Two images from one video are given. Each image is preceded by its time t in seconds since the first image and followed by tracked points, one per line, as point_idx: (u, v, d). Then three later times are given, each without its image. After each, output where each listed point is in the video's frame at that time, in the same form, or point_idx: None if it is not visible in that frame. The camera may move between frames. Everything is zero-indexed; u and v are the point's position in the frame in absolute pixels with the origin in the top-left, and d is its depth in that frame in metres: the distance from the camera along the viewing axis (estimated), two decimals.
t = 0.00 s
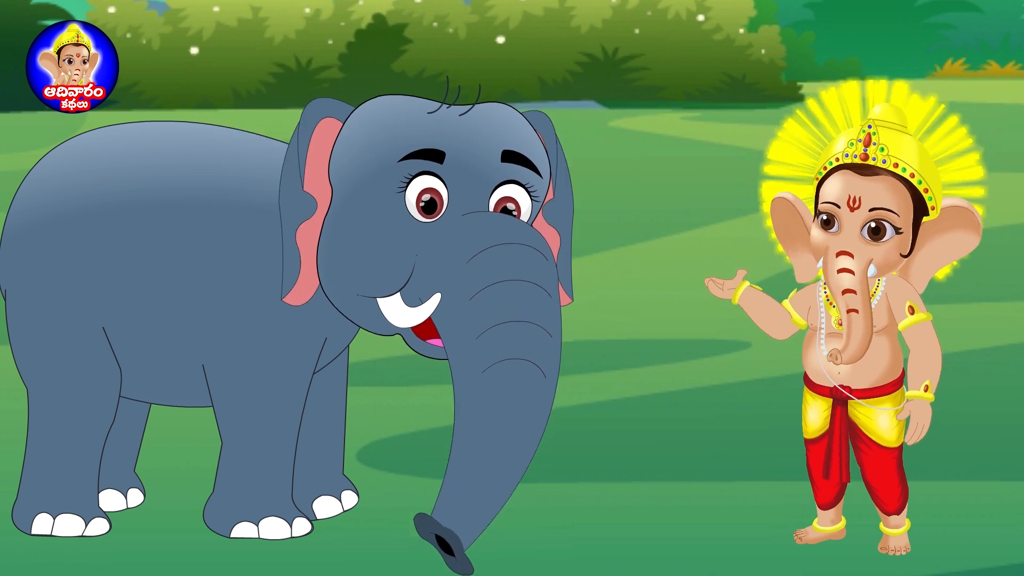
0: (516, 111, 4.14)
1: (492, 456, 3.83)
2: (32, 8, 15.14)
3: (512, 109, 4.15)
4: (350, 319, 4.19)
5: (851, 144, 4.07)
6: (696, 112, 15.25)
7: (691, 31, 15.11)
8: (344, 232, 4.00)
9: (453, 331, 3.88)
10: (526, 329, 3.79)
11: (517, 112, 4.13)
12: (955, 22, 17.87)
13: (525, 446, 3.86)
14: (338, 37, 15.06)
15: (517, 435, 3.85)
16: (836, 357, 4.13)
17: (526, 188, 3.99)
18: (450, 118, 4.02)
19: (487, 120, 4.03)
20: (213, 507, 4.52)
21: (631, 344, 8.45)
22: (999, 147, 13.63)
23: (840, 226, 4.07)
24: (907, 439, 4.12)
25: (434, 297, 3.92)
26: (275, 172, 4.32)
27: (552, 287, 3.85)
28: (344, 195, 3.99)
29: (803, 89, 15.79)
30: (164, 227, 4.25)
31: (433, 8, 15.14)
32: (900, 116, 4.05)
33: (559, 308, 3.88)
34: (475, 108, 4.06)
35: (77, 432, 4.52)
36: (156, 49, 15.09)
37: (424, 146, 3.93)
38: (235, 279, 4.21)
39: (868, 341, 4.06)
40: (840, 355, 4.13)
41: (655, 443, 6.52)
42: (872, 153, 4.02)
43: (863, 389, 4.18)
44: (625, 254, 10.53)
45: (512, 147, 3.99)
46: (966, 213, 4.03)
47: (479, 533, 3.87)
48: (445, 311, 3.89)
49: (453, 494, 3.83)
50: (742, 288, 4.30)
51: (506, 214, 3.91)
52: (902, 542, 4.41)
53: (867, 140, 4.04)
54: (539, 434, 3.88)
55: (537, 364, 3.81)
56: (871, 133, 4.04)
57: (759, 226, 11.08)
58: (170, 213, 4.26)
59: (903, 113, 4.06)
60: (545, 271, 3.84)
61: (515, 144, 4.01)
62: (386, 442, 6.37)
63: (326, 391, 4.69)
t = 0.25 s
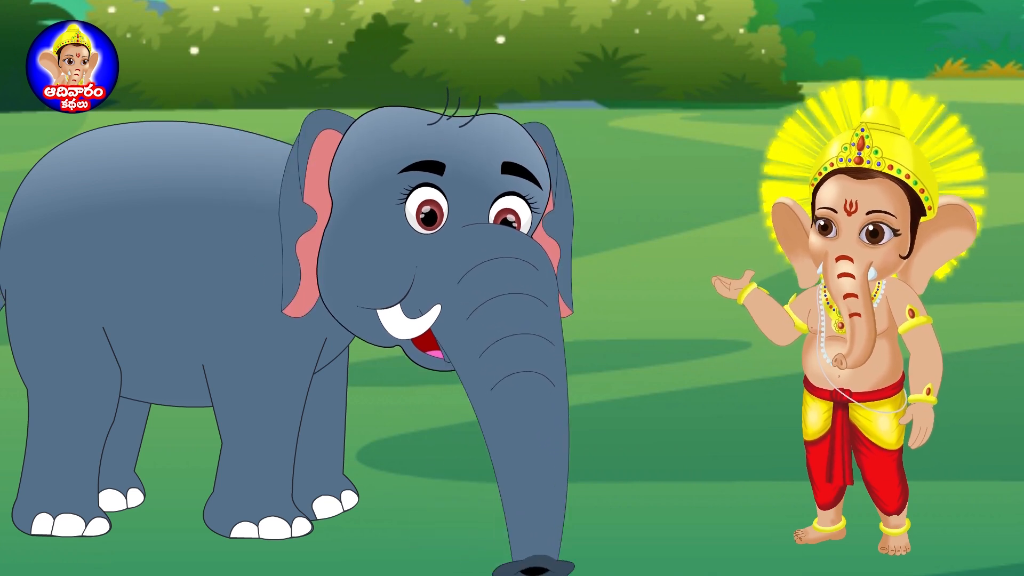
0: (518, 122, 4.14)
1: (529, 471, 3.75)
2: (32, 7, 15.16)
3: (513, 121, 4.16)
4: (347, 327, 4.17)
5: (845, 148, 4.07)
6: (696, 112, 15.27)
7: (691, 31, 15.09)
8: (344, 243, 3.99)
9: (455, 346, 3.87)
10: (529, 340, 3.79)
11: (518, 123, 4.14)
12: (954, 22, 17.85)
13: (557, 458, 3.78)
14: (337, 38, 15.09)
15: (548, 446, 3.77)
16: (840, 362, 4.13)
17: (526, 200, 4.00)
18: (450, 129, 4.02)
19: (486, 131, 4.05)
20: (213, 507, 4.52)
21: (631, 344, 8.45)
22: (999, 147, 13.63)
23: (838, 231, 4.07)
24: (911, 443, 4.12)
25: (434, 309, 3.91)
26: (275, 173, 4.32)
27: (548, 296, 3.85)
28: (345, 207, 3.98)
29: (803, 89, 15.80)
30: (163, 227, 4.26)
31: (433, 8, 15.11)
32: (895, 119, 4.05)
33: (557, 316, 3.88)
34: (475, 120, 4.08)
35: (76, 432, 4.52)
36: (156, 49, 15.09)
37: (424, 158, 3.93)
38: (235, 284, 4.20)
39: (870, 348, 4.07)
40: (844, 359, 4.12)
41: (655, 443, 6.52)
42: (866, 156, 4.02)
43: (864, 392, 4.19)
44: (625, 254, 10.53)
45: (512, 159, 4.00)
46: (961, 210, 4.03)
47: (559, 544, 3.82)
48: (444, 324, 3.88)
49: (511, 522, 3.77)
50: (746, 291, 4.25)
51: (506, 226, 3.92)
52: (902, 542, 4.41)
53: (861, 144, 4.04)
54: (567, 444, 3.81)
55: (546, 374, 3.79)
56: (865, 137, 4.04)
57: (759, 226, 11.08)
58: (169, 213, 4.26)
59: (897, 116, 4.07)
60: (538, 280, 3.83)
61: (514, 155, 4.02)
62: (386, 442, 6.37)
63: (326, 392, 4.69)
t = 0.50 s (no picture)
0: (517, 130, 4.15)
1: (486, 479, 3.82)
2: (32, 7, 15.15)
3: (514, 129, 4.17)
4: (347, 335, 4.17)
5: (843, 150, 4.07)
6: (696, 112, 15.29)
7: (691, 31, 15.08)
8: (344, 250, 3.99)
9: (451, 352, 3.86)
10: (520, 351, 3.78)
11: (518, 132, 4.15)
12: (955, 22, 17.85)
13: (519, 473, 3.83)
14: (337, 38, 15.09)
15: (512, 457, 3.82)
16: (842, 364, 4.13)
17: (526, 209, 4.02)
18: (450, 137, 4.03)
19: (486, 139, 4.05)
20: (213, 507, 4.51)
21: (631, 344, 8.45)
22: (999, 147, 13.63)
23: (837, 233, 4.07)
24: (911, 445, 4.12)
25: (434, 317, 3.90)
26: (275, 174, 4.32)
27: (546, 309, 3.81)
28: (345, 213, 3.99)
29: (803, 89, 15.80)
30: (163, 227, 4.25)
31: (433, 8, 15.09)
32: (892, 120, 4.05)
33: (556, 329, 3.84)
34: (476, 128, 4.09)
35: (77, 432, 4.52)
36: (156, 49, 15.08)
37: (425, 166, 3.94)
38: (236, 285, 4.21)
39: (872, 348, 4.07)
40: (846, 360, 4.12)
41: (655, 443, 6.52)
42: (864, 157, 4.03)
43: (863, 393, 4.19)
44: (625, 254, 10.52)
45: (511, 167, 4.01)
46: (958, 209, 4.03)
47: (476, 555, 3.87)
48: (444, 331, 3.86)
49: (447, 517, 3.83)
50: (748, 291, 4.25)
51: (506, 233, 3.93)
52: (902, 542, 4.41)
53: (859, 145, 4.04)
54: (534, 460, 3.85)
55: (531, 388, 3.80)
56: (863, 138, 4.04)
57: (759, 226, 11.08)
58: (169, 213, 4.26)
59: (895, 117, 4.06)
60: (538, 293, 3.80)
61: (513, 163, 4.03)
62: (386, 443, 6.37)
63: (326, 392, 4.69)
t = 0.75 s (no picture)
0: (518, 119, 4.15)
1: (478, 459, 3.86)
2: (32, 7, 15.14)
3: (514, 117, 4.16)
4: (349, 325, 4.18)
5: (843, 151, 4.07)
6: (696, 112, 15.29)
7: (691, 31, 15.09)
8: (344, 240, 3.99)
9: (452, 338, 3.87)
10: (520, 337, 3.80)
11: (518, 120, 4.15)
12: (954, 22, 17.85)
13: (510, 454, 3.88)
14: (337, 38, 15.06)
15: (506, 440, 3.86)
16: (841, 364, 4.13)
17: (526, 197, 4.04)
18: (450, 125, 4.02)
19: (487, 128, 4.04)
20: (213, 507, 4.51)
21: (631, 344, 8.45)
22: (999, 147, 13.63)
23: (837, 232, 4.07)
24: (912, 445, 4.12)
25: (434, 305, 3.91)
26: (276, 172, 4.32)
27: (549, 297, 3.83)
28: (345, 201, 3.99)
29: (803, 89, 15.80)
30: (163, 227, 4.25)
31: (433, 8, 15.14)
32: (891, 120, 4.05)
33: (558, 317, 3.86)
34: (476, 115, 4.08)
35: (77, 432, 4.52)
36: (156, 49, 15.09)
37: (425, 155, 3.93)
38: (237, 281, 4.21)
39: (871, 348, 4.07)
40: (846, 361, 4.13)
41: (655, 443, 6.52)
42: (864, 157, 4.03)
43: (863, 393, 4.19)
44: (625, 254, 10.52)
45: (512, 156, 4.01)
46: (958, 210, 4.03)
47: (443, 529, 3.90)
48: (444, 319, 3.87)
49: (431, 491, 3.86)
50: (749, 291, 4.25)
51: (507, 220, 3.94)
52: (902, 542, 4.40)
53: (859, 145, 4.04)
54: (523, 445, 3.91)
55: (532, 373, 3.83)
56: (862, 139, 4.04)
57: (759, 226, 11.08)
58: (169, 213, 4.26)
59: (895, 118, 4.06)
60: (542, 281, 3.82)
61: (514, 152, 4.02)
62: (386, 442, 6.37)
63: (326, 391, 4.69)
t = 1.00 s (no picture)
0: (518, 108, 4.13)
1: (490, 451, 3.84)
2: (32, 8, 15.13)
3: (513, 105, 4.16)
4: (351, 314, 4.19)
5: (843, 151, 4.07)
6: (696, 112, 15.29)
7: (691, 31, 15.10)
8: (344, 229, 4.00)
9: (453, 326, 3.88)
10: (525, 323, 3.79)
11: (519, 109, 4.13)
12: (954, 22, 17.85)
13: (522, 443, 3.86)
14: (337, 38, 15.03)
15: (516, 429, 3.85)
16: (841, 364, 4.13)
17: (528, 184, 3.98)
18: (450, 112, 4.02)
19: (486, 115, 4.03)
20: (213, 507, 4.52)
21: (631, 344, 8.45)
22: (999, 147, 13.63)
23: (837, 232, 4.07)
24: (912, 445, 4.12)
25: (434, 292, 3.92)
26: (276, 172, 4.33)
27: (551, 281, 3.86)
28: (345, 188, 3.99)
29: (803, 89, 15.81)
30: (163, 227, 4.26)
31: (433, 8, 15.12)
32: (891, 120, 4.05)
33: (559, 302, 3.89)
34: (476, 103, 4.06)
35: (77, 432, 4.52)
36: (156, 49, 15.10)
37: (425, 142, 3.93)
38: (235, 279, 4.21)
39: (872, 348, 4.07)
40: (846, 361, 4.13)
41: (655, 443, 6.52)
42: (864, 157, 4.03)
43: (864, 393, 4.19)
44: (625, 254, 10.52)
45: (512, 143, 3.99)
46: (958, 210, 4.03)
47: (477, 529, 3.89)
48: (444, 306, 3.88)
49: (452, 489, 3.84)
50: (750, 291, 4.25)
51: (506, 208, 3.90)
52: (902, 542, 4.41)
53: (859, 146, 4.04)
54: (535, 433, 3.89)
55: (538, 359, 3.81)
56: (862, 139, 4.04)
57: (759, 226, 11.08)
58: (169, 213, 4.26)
59: (896, 117, 4.06)
60: (544, 265, 3.84)
61: (513, 139, 4.00)
62: (386, 442, 6.37)
63: (326, 391, 4.69)
